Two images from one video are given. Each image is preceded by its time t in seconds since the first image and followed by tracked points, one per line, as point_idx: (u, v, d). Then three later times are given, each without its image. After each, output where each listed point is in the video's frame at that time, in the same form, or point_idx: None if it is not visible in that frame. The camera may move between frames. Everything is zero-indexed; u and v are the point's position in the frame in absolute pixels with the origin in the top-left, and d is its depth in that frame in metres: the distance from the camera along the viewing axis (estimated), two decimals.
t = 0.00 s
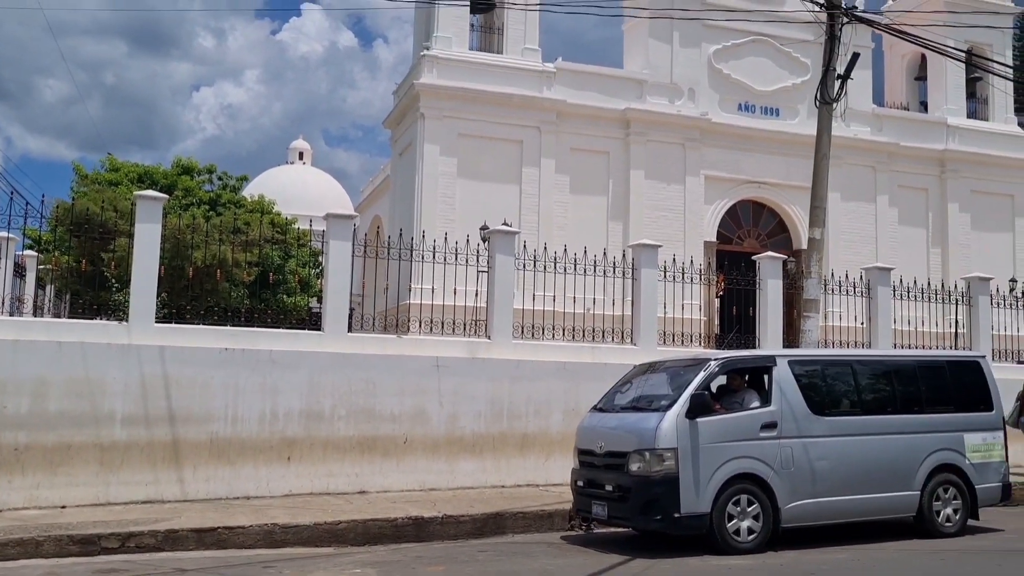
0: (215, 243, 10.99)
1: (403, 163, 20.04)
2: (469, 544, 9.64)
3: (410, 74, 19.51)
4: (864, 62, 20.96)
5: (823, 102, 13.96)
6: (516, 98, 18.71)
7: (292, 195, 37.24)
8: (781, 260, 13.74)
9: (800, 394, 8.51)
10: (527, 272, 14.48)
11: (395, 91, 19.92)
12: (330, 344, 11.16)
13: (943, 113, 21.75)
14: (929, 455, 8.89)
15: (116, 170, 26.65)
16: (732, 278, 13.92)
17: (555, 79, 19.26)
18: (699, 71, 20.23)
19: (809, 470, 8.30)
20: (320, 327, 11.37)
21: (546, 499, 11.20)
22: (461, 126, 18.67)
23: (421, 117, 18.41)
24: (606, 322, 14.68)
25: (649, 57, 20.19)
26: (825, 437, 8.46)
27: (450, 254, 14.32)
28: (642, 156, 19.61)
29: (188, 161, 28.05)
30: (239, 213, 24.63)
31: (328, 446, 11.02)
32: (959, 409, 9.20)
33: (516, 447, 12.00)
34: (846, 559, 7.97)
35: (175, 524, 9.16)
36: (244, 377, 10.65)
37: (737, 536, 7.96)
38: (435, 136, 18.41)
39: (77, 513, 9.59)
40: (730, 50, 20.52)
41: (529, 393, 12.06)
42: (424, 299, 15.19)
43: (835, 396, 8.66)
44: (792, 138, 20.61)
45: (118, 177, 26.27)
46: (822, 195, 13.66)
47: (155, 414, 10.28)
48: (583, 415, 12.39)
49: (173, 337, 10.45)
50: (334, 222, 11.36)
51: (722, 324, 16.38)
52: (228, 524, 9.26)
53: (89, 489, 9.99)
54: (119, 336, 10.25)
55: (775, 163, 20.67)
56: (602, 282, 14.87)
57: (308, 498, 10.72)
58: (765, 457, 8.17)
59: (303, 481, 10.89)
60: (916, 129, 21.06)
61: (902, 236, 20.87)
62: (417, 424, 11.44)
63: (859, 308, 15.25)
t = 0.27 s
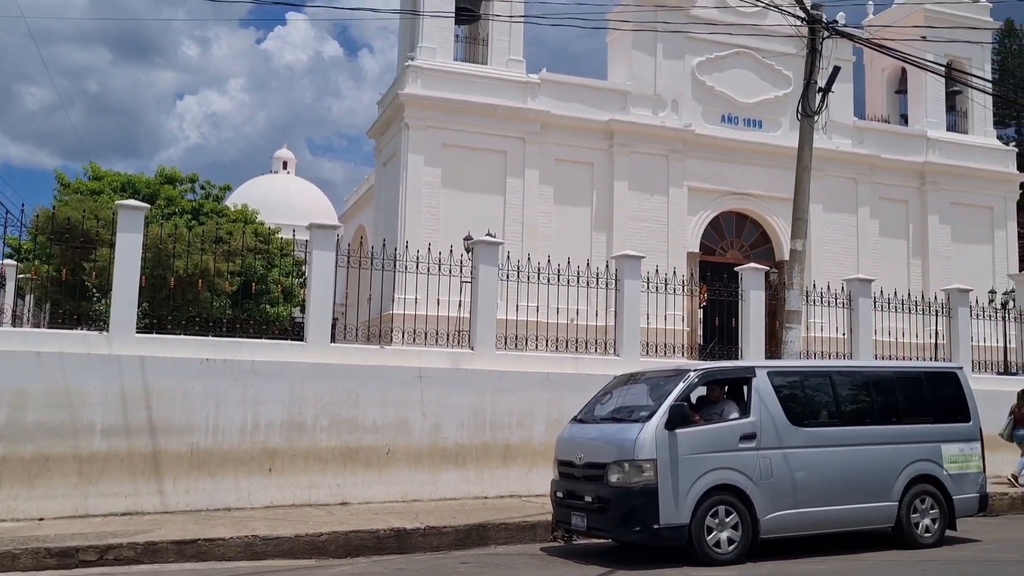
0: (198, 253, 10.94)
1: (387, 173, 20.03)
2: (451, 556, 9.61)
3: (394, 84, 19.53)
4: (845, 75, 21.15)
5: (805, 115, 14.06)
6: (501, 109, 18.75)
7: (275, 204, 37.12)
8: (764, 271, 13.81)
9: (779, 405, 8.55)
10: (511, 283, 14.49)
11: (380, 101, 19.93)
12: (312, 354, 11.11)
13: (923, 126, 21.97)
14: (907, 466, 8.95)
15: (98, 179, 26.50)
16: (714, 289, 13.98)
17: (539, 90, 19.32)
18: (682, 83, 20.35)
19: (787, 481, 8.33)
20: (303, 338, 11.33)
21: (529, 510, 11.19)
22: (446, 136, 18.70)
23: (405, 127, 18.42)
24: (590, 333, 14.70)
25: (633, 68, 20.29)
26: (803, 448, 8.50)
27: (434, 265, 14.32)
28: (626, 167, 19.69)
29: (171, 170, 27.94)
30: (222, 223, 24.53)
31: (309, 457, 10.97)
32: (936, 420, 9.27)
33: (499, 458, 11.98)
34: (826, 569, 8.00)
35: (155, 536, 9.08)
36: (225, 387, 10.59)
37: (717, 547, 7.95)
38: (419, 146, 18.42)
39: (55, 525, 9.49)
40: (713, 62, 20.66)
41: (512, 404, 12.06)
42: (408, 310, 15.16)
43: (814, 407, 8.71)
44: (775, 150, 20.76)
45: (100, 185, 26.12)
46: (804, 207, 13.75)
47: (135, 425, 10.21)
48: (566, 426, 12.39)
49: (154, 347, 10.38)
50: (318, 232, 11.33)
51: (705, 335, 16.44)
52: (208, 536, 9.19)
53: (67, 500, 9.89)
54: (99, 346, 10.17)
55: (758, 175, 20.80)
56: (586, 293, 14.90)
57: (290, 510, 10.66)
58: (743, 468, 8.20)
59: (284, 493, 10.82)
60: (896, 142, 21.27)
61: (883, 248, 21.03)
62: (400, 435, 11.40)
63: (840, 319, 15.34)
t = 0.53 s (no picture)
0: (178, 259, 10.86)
1: (370, 179, 20.00)
2: (432, 564, 9.59)
3: (377, 90, 19.52)
4: (825, 84, 21.33)
5: (785, 123, 14.16)
6: (484, 115, 18.77)
7: (257, 210, 36.98)
8: (744, 278, 13.89)
9: (756, 412, 8.59)
10: (493, 289, 14.49)
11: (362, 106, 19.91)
12: (293, 361, 11.07)
13: (902, 135, 22.18)
14: (883, 473, 9.02)
15: (78, 184, 26.31)
16: (695, 296, 14.04)
17: (522, 96, 19.37)
18: (664, 91, 20.45)
19: (764, 488, 8.37)
20: (284, 344, 11.27)
21: (510, 517, 11.18)
22: (428, 142, 18.69)
23: (388, 134, 18.40)
24: (571, 339, 14.72)
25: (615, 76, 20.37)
26: (780, 455, 8.55)
27: (416, 271, 14.30)
28: (608, 174, 19.75)
29: (152, 175, 27.79)
30: (203, 228, 24.40)
31: (289, 464, 10.92)
32: (912, 426, 9.34)
33: (481, 464, 11.97)
34: None
35: (132, 544, 9.00)
36: (205, 394, 10.53)
37: (694, 554, 7.98)
38: (402, 152, 18.41)
39: (31, 534, 9.39)
40: (695, 70, 20.78)
41: (494, 410, 12.05)
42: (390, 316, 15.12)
43: (791, 414, 8.76)
44: (756, 158, 20.89)
45: (80, 191, 25.93)
46: (785, 215, 13.84)
47: (113, 432, 10.12)
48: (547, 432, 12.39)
49: (133, 354, 10.30)
50: (299, 238, 11.30)
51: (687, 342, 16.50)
52: (187, 544, 9.12)
53: (43, 509, 9.78)
54: (77, 352, 10.08)
55: (739, 182, 20.92)
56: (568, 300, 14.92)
57: (270, 517, 10.60)
58: (721, 475, 8.23)
59: (264, 500, 10.76)
60: (875, 150, 21.46)
61: (863, 255, 21.20)
62: (381, 441, 11.37)
63: (821, 326, 15.44)
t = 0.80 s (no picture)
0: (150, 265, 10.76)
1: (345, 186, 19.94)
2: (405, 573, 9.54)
3: (353, 97, 19.48)
4: (799, 95, 21.55)
5: (759, 133, 14.28)
6: (460, 123, 18.78)
7: (232, 216, 36.73)
8: (718, 286, 13.98)
9: (725, 420, 8.65)
10: (469, 297, 14.48)
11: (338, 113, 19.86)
12: (266, 368, 10.98)
13: (873, 145, 22.45)
14: (851, 480, 9.10)
15: (49, 189, 26.00)
16: (669, 304, 14.11)
17: (498, 104, 19.41)
18: (640, 100, 20.57)
19: (732, 496, 8.42)
20: (257, 351, 11.20)
21: (484, 525, 11.15)
22: (405, 149, 18.66)
23: (364, 141, 18.35)
24: (546, 347, 14.74)
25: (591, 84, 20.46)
26: (748, 462, 8.60)
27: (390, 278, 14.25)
28: (584, 183, 19.82)
29: (125, 180, 27.53)
30: (176, 234, 24.20)
31: (262, 472, 10.83)
32: (880, 434, 9.43)
33: (455, 472, 11.94)
34: None
35: (100, 554, 8.88)
36: (177, 402, 10.43)
37: (664, 561, 7.96)
38: (378, 159, 18.37)
39: None
40: (671, 80, 20.92)
41: (468, 418, 12.03)
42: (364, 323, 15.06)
43: (759, 422, 8.81)
44: (731, 167, 21.05)
45: (51, 195, 25.62)
46: (758, 224, 13.95)
47: (82, 440, 9.98)
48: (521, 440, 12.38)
49: (104, 361, 10.18)
50: (273, 244, 11.24)
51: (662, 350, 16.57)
52: (156, 553, 9.01)
53: (9, 518, 9.62)
54: (45, 360, 9.94)
55: (714, 192, 21.06)
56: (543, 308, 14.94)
57: (242, 526, 10.50)
58: (689, 483, 8.27)
59: (236, 509, 10.66)
60: (847, 160, 21.70)
61: (836, 264, 21.41)
62: (354, 449, 11.31)
63: (794, 335, 15.56)
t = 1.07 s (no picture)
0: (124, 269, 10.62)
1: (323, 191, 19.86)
2: None
3: (331, 102, 19.43)
4: (775, 104, 21.74)
5: (735, 141, 14.38)
6: (438, 128, 18.78)
7: (207, 220, 36.48)
8: (694, 294, 14.04)
9: (697, 427, 8.69)
10: (446, 303, 14.46)
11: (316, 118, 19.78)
12: (240, 374, 10.90)
13: (848, 154, 22.67)
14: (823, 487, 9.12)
15: (21, 191, 25.69)
16: (646, 311, 14.16)
17: (476, 110, 19.42)
18: (618, 107, 20.66)
19: (704, 502, 8.45)
20: (232, 357, 11.11)
21: (460, 532, 11.12)
22: (383, 154, 18.62)
23: (342, 146, 18.29)
24: (523, 353, 14.73)
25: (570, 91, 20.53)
26: (720, 469, 8.64)
27: (367, 283, 14.20)
28: (562, 189, 19.87)
29: (99, 183, 27.26)
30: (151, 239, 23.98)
31: (236, 479, 10.74)
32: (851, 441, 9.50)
33: (431, 479, 11.91)
34: None
35: (70, 562, 8.76)
36: (151, 407, 10.33)
37: (635, 568, 7.96)
38: (356, 164, 18.32)
39: None
40: (649, 88, 21.03)
41: (445, 425, 12.00)
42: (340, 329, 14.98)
43: (731, 429, 8.87)
44: (707, 175, 21.18)
45: (23, 198, 25.32)
46: (734, 232, 14.03)
47: (53, 446, 9.85)
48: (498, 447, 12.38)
49: (76, 366, 10.05)
50: (249, 249, 11.17)
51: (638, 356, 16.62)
52: (128, 561, 8.91)
53: None
54: (16, 365, 9.82)
55: (691, 199, 21.18)
56: (519, 314, 14.95)
57: (215, 534, 10.42)
58: (662, 490, 8.30)
59: (209, 516, 10.57)
60: (822, 169, 21.90)
61: (811, 272, 21.58)
62: (330, 456, 11.25)
63: (769, 342, 15.67)
